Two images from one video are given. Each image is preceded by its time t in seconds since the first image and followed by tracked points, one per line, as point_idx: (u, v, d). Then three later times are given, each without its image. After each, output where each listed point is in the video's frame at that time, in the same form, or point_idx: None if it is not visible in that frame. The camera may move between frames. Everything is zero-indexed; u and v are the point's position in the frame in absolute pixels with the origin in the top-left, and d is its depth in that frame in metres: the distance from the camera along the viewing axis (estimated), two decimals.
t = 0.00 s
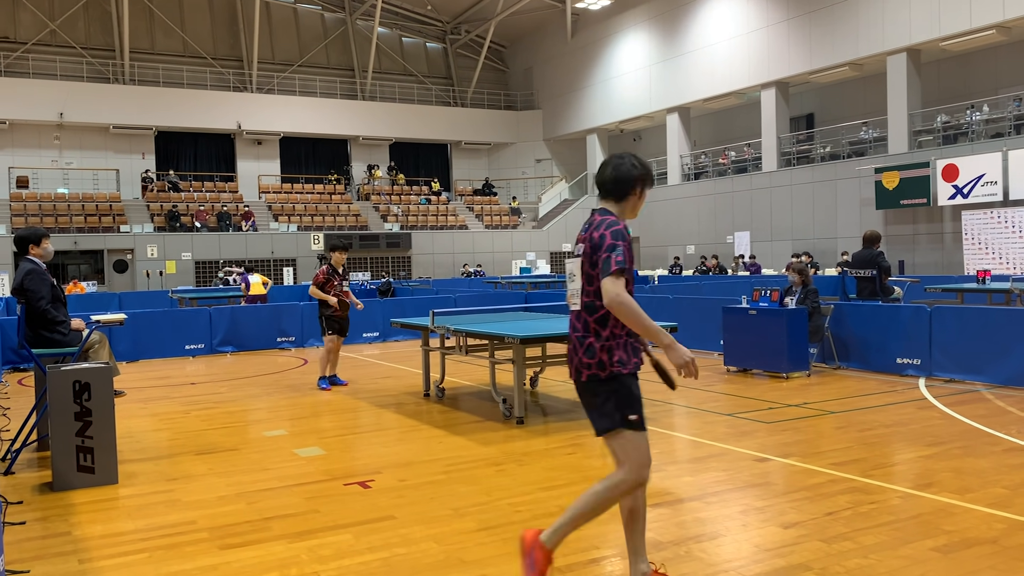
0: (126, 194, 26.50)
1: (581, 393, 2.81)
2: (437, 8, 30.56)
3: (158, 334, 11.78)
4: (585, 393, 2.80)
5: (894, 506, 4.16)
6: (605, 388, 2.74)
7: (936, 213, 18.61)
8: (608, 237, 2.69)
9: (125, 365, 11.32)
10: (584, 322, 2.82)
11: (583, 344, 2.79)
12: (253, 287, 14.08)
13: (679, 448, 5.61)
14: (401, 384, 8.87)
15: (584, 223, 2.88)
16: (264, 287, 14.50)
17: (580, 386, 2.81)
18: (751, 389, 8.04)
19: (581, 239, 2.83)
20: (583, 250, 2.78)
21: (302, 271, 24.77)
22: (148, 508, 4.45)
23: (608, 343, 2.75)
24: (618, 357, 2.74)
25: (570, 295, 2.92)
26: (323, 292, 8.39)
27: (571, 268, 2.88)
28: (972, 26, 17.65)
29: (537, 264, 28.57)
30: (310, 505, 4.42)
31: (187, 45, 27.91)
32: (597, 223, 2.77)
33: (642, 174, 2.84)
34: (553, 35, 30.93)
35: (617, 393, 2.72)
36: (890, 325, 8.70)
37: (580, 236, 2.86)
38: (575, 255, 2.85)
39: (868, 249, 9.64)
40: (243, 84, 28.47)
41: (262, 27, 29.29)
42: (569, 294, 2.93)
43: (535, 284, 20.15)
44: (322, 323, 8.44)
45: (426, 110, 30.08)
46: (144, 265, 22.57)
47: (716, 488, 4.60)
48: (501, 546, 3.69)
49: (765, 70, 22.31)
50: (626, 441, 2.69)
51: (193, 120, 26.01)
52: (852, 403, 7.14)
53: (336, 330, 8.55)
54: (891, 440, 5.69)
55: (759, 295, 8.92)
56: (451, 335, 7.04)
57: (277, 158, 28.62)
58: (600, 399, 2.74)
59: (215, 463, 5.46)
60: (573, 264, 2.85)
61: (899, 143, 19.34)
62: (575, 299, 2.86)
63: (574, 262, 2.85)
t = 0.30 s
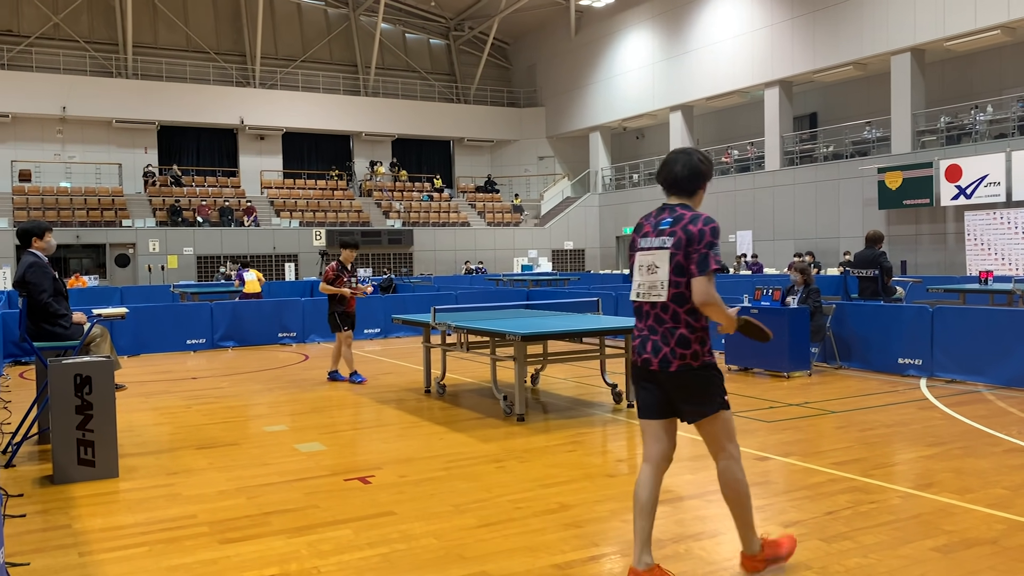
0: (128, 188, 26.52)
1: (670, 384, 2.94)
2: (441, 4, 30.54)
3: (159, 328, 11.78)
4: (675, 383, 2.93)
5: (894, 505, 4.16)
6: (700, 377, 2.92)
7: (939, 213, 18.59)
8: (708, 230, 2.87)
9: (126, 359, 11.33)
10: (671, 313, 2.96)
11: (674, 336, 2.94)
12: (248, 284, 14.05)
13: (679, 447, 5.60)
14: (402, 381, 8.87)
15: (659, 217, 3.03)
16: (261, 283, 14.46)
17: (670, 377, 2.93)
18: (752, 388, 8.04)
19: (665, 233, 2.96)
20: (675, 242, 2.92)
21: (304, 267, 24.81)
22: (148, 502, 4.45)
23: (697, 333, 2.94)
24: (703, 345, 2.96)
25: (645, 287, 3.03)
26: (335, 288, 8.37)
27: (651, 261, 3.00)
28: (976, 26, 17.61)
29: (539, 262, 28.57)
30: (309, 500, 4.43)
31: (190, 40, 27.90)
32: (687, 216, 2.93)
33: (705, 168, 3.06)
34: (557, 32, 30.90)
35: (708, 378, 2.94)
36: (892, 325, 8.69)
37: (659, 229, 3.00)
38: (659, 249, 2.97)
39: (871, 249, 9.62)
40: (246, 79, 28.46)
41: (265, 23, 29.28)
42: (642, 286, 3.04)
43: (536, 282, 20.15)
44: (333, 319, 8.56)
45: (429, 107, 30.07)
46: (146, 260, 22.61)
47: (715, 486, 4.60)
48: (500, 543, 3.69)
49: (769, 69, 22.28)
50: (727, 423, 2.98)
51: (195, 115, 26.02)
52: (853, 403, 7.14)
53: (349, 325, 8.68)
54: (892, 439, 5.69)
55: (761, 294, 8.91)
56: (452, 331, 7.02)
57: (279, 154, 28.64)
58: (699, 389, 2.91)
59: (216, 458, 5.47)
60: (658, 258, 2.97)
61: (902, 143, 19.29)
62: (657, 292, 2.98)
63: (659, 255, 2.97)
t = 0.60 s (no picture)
0: (132, 184, 26.56)
1: (748, 373, 3.21)
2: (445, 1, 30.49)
3: (162, 324, 11.81)
4: (749, 373, 3.21)
5: (896, 503, 4.16)
6: (767, 365, 3.23)
7: (943, 211, 18.54)
8: (788, 230, 3.19)
9: (130, 355, 11.36)
10: (748, 306, 3.22)
11: (750, 328, 3.21)
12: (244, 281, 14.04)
13: (682, 444, 5.60)
14: (405, 377, 8.89)
15: (730, 214, 3.26)
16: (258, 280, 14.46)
17: (747, 367, 3.21)
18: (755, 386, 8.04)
19: (745, 231, 3.20)
20: (759, 240, 3.18)
21: (308, 263, 24.83)
22: (151, 496, 4.47)
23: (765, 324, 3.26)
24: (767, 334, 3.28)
25: (719, 280, 3.26)
26: (347, 286, 8.38)
27: (729, 256, 3.22)
28: (981, 23, 17.54)
29: (542, 259, 28.56)
30: (312, 496, 4.44)
31: (194, 35, 27.90)
32: (765, 216, 3.20)
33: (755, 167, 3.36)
34: (561, 29, 30.85)
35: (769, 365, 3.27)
36: (895, 323, 8.68)
37: (733, 225, 3.23)
38: (738, 245, 3.20)
39: (875, 247, 9.60)
40: (250, 75, 28.47)
41: (269, 19, 29.28)
42: (716, 279, 3.26)
43: (539, 279, 20.13)
44: (347, 316, 8.55)
45: (432, 102, 30.02)
46: (150, 255, 22.62)
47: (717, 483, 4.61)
48: (502, 539, 3.69)
49: (774, 66, 22.22)
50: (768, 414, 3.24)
51: (199, 111, 26.03)
52: (856, 401, 7.13)
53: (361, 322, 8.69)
54: (894, 437, 5.68)
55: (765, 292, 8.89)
56: (454, 328, 7.02)
57: (283, 150, 28.65)
58: (771, 378, 3.23)
59: (219, 453, 5.49)
60: (737, 253, 3.20)
61: (906, 141, 19.21)
62: (737, 285, 3.22)
63: (739, 251, 3.20)
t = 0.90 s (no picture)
0: (138, 182, 26.65)
1: (784, 369, 3.35)
2: None
3: (168, 321, 11.85)
4: (784, 368, 3.36)
5: (902, 502, 4.15)
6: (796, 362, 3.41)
7: (950, 209, 18.47)
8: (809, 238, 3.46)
9: (136, 352, 11.40)
10: (783, 307, 3.40)
11: (786, 326, 3.38)
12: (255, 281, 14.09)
13: (687, 442, 5.60)
14: (410, 375, 8.90)
15: (764, 221, 3.44)
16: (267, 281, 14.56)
17: (784, 362, 3.36)
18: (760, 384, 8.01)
19: (780, 236, 3.40)
20: (793, 245, 3.39)
21: (313, 261, 24.88)
22: (156, 494, 4.49)
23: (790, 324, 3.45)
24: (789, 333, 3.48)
25: (762, 283, 3.38)
26: (359, 283, 8.40)
27: (770, 260, 3.37)
28: (989, 21, 17.43)
29: (547, 257, 28.54)
30: (317, 493, 4.45)
31: (200, 33, 27.94)
32: (794, 224, 3.44)
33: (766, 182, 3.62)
34: (566, 26, 30.80)
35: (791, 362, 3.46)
36: (901, 321, 8.65)
37: (769, 232, 3.40)
38: (777, 249, 3.37)
39: (881, 245, 9.57)
40: (256, 73, 28.53)
41: (275, 17, 29.32)
42: (758, 282, 3.38)
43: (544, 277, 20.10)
44: (356, 313, 8.57)
45: (437, 99, 30.00)
46: (156, 253, 22.68)
47: (722, 482, 4.60)
48: (506, 538, 3.69)
49: (780, 64, 22.15)
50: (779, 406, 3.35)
51: (205, 109, 26.08)
52: (862, 399, 7.11)
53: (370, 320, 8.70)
54: (900, 436, 5.67)
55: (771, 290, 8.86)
56: (459, 326, 7.01)
57: (289, 148, 28.70)
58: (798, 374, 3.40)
59: (224, 450, 5.50)
60: (777, 257, 3.37)
61: (913, 139, 19.12)
62: (778, 287, 3.37)
63: (778, 255, 3.36)
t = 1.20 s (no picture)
0: (147, 182, 26.79)
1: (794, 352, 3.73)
2: None
3: (177, 321, 11.89)
4: (793, 352, 3.74)
5: (911, 504, 4.13)
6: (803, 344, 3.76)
7: (959, 210, 18.38)
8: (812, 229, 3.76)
9: (144, 352, 11.43)
10: (793, 296, 3.72)
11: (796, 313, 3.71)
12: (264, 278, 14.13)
13: (693, 444, 5.58)
14: (417, 375, 8.90)
15: (772, 217, 3.72)
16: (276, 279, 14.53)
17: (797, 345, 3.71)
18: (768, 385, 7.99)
19: (787, 230, 3.69)
20: (800, 237, 3.69)
21: (321, 261, 24.94)
22: (165, 493, 4.50)
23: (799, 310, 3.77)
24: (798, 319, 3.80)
25: (772, 276, 3.69)
26: (371, 281, 8.42)
27: (780, 254, 3.66)
28: (999, 20, 17.32)
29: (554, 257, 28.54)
30: (324, 493, 4.46)
31: (208, 34, 28.04)
32: (799, 218, 3.73)
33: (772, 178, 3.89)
34: (574, 26, 30.78)
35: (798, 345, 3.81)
36: (910, 322, 8.61)
37: (777, 227, 3.69)
38: (785, 244, 3.67)
39: (890, 246, 9.53)
40: (265, 73, 28.63)
41: (283, 18, 29.39)
42: (769, 275, 3.68)
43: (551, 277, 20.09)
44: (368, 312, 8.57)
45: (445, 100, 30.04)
46: (165, 253, 22.79)
47: (730, 483, 4.58)
48: (513, 538, 3.69)
49: (788, 64, 22.08)
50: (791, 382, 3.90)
51: (213, 110, 26.18)
52: (870, 401, 7.08)
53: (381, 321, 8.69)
54: (909, 438, 5.64)
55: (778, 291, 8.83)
56: (466, 326, 7.01)
57: (297, 148, 28.76)
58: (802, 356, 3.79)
59: (232, 450, 5.52)
60: (786, 251, 3.67)
61: (922, 139, 19.04)
62: (786, 279, 3.68)
63: (787, 249, 3.67)
